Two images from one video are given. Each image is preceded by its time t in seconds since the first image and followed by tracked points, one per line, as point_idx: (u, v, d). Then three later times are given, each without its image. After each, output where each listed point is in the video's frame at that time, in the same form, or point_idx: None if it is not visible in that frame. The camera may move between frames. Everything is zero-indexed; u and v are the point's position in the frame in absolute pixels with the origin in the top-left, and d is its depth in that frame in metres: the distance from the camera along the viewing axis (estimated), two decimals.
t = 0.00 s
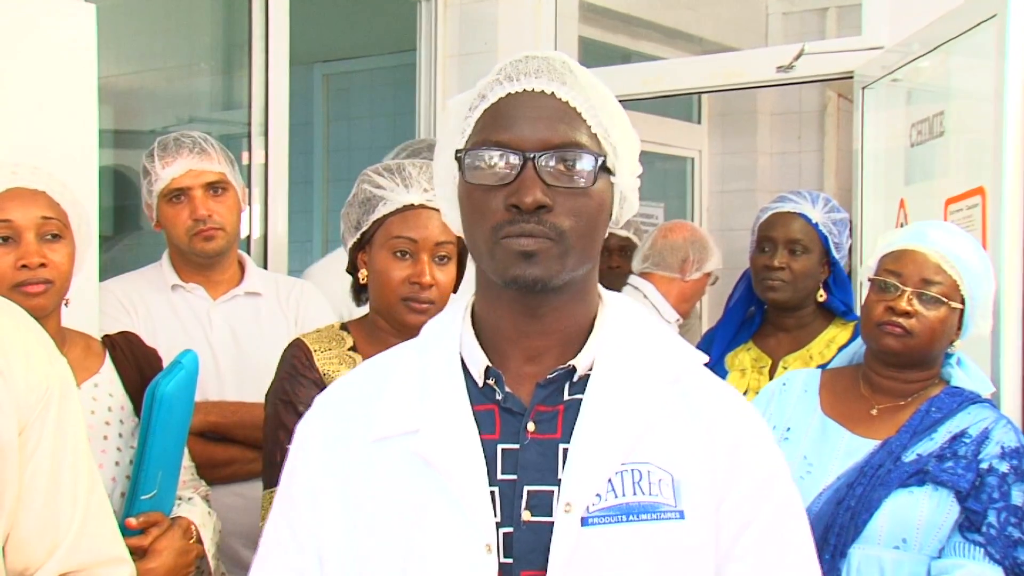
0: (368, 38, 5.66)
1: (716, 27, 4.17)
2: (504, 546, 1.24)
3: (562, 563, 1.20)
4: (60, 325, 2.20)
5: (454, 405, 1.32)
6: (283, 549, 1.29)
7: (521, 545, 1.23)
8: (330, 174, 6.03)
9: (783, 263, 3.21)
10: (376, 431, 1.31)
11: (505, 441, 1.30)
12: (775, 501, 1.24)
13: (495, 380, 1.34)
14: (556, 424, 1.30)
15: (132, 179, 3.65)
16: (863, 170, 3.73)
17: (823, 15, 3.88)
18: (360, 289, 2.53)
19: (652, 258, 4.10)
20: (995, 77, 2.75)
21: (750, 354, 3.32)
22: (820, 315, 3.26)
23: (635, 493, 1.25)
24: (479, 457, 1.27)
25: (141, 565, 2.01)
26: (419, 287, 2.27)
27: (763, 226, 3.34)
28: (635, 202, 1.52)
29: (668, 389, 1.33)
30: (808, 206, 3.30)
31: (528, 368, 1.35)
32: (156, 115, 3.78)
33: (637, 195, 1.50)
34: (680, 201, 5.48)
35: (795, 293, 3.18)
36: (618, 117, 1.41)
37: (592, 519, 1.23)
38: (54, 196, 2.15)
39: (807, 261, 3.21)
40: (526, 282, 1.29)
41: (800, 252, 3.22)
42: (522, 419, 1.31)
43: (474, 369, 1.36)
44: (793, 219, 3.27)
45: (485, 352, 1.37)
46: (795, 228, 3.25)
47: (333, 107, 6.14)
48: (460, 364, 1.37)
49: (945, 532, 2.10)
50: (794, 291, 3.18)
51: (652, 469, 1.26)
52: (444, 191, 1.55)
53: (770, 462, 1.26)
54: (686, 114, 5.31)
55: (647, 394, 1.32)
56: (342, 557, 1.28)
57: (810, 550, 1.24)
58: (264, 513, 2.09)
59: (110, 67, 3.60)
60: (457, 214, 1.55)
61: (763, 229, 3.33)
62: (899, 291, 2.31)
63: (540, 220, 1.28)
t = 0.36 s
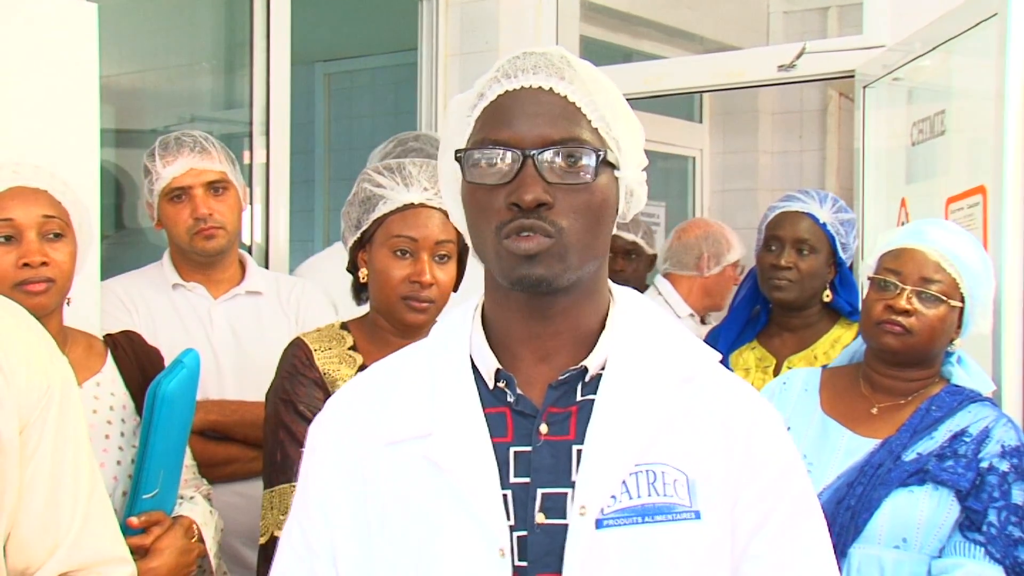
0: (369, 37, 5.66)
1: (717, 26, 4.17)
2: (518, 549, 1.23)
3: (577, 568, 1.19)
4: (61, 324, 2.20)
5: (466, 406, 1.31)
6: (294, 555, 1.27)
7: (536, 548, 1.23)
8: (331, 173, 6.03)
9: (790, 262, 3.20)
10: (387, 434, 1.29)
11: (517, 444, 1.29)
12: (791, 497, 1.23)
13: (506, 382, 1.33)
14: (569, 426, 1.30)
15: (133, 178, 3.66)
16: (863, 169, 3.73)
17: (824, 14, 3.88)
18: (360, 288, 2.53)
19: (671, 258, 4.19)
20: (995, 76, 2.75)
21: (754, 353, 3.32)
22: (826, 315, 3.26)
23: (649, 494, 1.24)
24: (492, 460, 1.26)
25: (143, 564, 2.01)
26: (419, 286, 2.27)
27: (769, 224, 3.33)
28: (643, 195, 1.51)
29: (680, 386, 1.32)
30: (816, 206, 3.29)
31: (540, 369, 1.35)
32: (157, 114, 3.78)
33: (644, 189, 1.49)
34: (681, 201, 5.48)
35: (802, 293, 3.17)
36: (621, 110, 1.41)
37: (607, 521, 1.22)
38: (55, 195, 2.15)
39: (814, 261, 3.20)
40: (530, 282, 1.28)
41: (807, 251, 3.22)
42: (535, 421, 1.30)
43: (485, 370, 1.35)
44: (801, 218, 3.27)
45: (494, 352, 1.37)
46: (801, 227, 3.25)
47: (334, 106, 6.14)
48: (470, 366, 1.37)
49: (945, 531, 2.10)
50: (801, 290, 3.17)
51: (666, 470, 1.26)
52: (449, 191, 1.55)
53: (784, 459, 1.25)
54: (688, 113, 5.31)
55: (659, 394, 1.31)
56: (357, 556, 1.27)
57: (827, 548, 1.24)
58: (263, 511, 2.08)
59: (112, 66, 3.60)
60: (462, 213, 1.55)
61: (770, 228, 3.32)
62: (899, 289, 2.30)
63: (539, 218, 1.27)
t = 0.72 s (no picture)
0: (368, 37, 5.66)
1: (716, 26, 4.17)
2: (519, 551, 1.22)
3: (583, 567, 1.19)
4: (59, 323, 2.20)
5: (460, 408, 1.29)
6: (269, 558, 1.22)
7: (537, 549, 1.22)
8: (330, 173, 6.03)
9: (791, 263, 3.20)
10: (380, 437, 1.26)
11: (515, 444, 1.28)
12: (768, 504, 1.29)
13: (504, 383, 1.31)
14: (565, 426, 1.30)
15: (132, 177, 3.65)
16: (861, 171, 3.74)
17: (823, 15, 3.87)
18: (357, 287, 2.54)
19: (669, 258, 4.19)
20: (993, 77, 2.75)
21: (754, 354, 3.32)
22: (825, 316, 3.26)
23: (648, 492, 1.26)
24: (491, 461, 1.24)
25: (140, 563, 2.02)
26: (416, 286, 2.28)
27: (771, 225, 3.32)
28: (628, 201, 1.52)
29: (665, 389, 1.35)
30: (817, 207, 3.28)
31: (533, 370, 1.34)
32: (156, 113, 3.78)
33: (629, 195, 1.51)
34: (680, 201, 5.48)
35: (802, 294, 3.17)
36: (609, 116, 1.42)
37: (609, 519, 1.23)
38: (52, 194, 2.15)
39: (815, 262, 3.20)
40: (516, 284, 1.28)
41: (808, 253, 3.22)
42: (532, 421, 1.29)
43: (479, 373, 1.33)
44: (802, 219, 3.26)
45: (488, 353, 1.34)
46: (802, 229, 3.24)
47: (334, 106, 6.14)
48: (461, 371, 1.34)
49: (940, 532, 2.11)
50: (801, 292, 3.17)
51: (663, 468, 1.28)
52: (434, 191, 1.55)
53: (764, 464, 1.31)
54: (687, 113, 5.31)
55: (650, 396, 1.33)
56: (339, 559, 1.23)
57: (799, 549, 1.30)
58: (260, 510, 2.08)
59: (111, 66, 3.60)
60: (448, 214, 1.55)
61: (771, 229, 3.31)
62: (894, 290, 2.30)
63: (527, 219, 1.27)
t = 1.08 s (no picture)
0: (365, 38, 5.66)
1: (714, 26, 4.17)
2: (512, 554, 1.22)
3: (576, 568, 1.18)
4: (56, 324, 2.20)
5: (452, 409, 1.30)
6: (256, 556, 1.23)
7: (530, 551, 1.21)
8: (329, 174, 6.03)
9: (790, 264, 3.20)
10: (371, 441, 1.27)
11: (507, 447, 1.28)
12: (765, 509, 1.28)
13: (496, 385, 1.32)
14: (558, 428, 1.30)
15: (130, 178, 3.65)
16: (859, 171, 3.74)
17: (820, 15, 3.86)
18: (354, 287, 2.54)
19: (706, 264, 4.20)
20: (989, 77, 2.76)
21: (752, 354, 3.33)
22: (823, 316, 3.26)
23: (641, 495, 1.26)
24: (483, 465, 1.25)
25: (137, 563, 2.02)
26: (413, 287, 2.28)
27: (769, 225, 3.31)
28: (623, 207, 1.54)
29: (658, 394, 1.36)
30: (815, 207, 3.27)
31: (524, 373, 1.34)
32: (154, 113, 3.78)
33: (624, 200, 1.51)
34: (678, 201, 5.48)
35: (802, 294, 3.18)
36: (605, 120, 1.42)
37: (602, 522, 1.23)
38: (49, 195, 2.15)
39: (814, 263, 3.20)
40: (508, 289, 1.28)
41: (806, 253, 3.22)
42: (525, 424, 1.30)
43: (470, 376, 1.33)
44: (800, 220, 3.26)
45: (480, 355, 1.35)
46: (801, 229, 3.24)
47: (332, 106, 6.14)
48: (454, 374, 1.35)
49: (937, 532, 2.11)
50: (800, 292, 3.18)
51: (656, 471, 1.29)
52: (429, 194, 1.55)
53: (759, 466, 1.31)
54: (684, 113, 5.31)
55: (641, 399, 1.34)
56: (329, 559, 1.23)
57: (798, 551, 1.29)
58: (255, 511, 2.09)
59: (108, 66, 3.60)
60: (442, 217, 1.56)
61: (770, 230, 3.31)
62: (888, 289, 2.30)
63: (521, 224, 1.27)
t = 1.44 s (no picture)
0: (360, 38, 5.66)
1: (709, 26, 4.17)
2: (509, 553, 1.22)
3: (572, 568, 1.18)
4: (51, 326, 2.20)
5: (449, 410, 1.29)
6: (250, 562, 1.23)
7: (527, 551, 1.21)
8: (324, 175, 6.03)
9: (788, 263, 3.20)
10: (368, 441, 1.27)
11: (504, 446, 1.28)
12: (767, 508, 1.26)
13: (493, 385, 1.33)
14: (556, 428, 1.30)
15: (125, 179, 3.65)
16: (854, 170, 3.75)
17: (815, 15, 3.87)
18: (349, 288, 2.54)
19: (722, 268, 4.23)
20: (983, 76, 2.76)
21: (750, 354, 3.33)
22: (820, 315, 3.26)
23: (639, 494, 1.26)
24: (480, 463, 1.25)
25: (133, 566, 2.01)
26: (409, 288, 2.28)
27: (766, 225, 3.31)
28: (620, 203, 1.53)
29: (659, 389, 1.36)
30: (812, 207, 3.26)
31: (521, 372, 1.35)
32: (149, 115, 3.78)
33: (622, 196, 1.51)
34: (674, 201, 5.49)
35: (799, 294, 3.18)
36: (606, 118, 1.43)
37: (599, 521, 1.23)
38: (44, 197, 2.15)
39: (810, 262, 3.20)
40: (519, 285, 1.28)
41: (803, 253, 3.22)
42: (522, 424, 1.30)
43: (468, 375, 1.34)
44: (797, 219, 3.25)
45: (478, 355, 1.35)
46: (799, 228, 3.23)
47: (327, 107, 6.14)
48: (451, 372, 1.35)
49: (932, 530, 2.12)
50: (797, 292, 3.18)
51: (654, 470, 1.28)
52: (427, 193, 1.55)
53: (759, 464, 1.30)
54: (680, 113, 5.33)
55: (639, 396, 1.34)
56: (323, 562, 1.23)
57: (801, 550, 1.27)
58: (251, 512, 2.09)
59: (103, 67, 3.60)
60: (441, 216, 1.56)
61: (766, 229, 3.31)
62: (881, 289, 2.31)
63: (532, 219, 1.27)
